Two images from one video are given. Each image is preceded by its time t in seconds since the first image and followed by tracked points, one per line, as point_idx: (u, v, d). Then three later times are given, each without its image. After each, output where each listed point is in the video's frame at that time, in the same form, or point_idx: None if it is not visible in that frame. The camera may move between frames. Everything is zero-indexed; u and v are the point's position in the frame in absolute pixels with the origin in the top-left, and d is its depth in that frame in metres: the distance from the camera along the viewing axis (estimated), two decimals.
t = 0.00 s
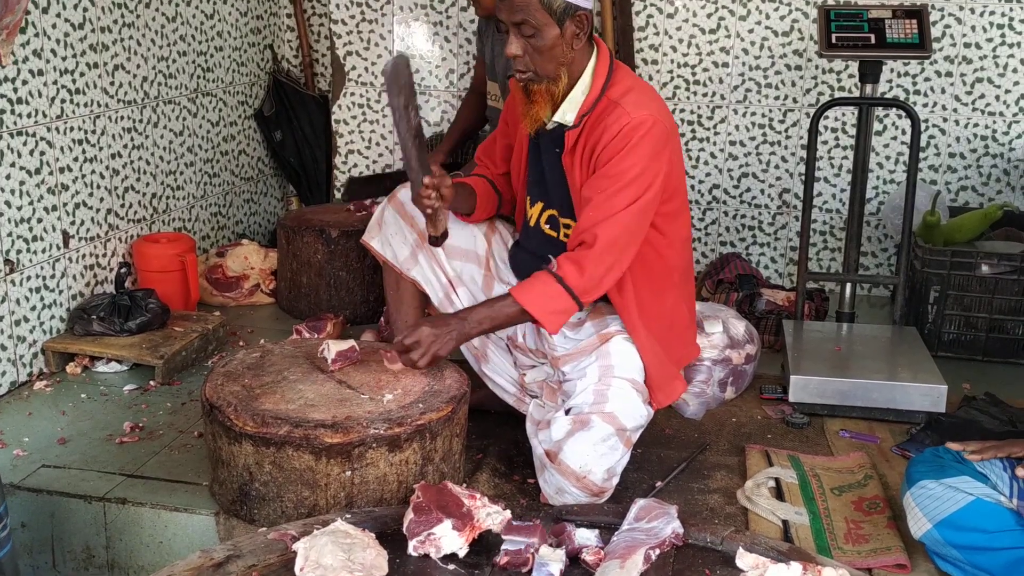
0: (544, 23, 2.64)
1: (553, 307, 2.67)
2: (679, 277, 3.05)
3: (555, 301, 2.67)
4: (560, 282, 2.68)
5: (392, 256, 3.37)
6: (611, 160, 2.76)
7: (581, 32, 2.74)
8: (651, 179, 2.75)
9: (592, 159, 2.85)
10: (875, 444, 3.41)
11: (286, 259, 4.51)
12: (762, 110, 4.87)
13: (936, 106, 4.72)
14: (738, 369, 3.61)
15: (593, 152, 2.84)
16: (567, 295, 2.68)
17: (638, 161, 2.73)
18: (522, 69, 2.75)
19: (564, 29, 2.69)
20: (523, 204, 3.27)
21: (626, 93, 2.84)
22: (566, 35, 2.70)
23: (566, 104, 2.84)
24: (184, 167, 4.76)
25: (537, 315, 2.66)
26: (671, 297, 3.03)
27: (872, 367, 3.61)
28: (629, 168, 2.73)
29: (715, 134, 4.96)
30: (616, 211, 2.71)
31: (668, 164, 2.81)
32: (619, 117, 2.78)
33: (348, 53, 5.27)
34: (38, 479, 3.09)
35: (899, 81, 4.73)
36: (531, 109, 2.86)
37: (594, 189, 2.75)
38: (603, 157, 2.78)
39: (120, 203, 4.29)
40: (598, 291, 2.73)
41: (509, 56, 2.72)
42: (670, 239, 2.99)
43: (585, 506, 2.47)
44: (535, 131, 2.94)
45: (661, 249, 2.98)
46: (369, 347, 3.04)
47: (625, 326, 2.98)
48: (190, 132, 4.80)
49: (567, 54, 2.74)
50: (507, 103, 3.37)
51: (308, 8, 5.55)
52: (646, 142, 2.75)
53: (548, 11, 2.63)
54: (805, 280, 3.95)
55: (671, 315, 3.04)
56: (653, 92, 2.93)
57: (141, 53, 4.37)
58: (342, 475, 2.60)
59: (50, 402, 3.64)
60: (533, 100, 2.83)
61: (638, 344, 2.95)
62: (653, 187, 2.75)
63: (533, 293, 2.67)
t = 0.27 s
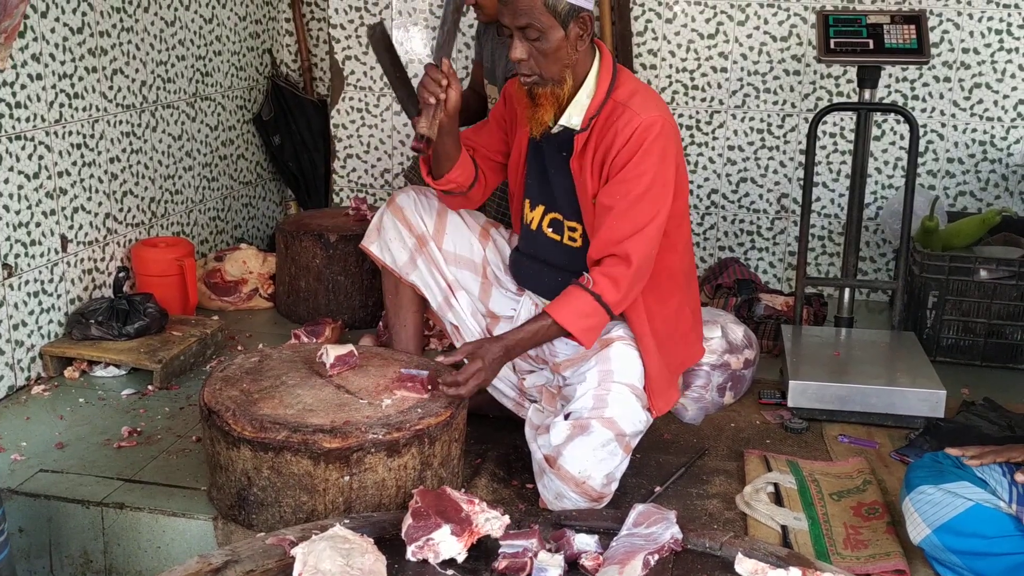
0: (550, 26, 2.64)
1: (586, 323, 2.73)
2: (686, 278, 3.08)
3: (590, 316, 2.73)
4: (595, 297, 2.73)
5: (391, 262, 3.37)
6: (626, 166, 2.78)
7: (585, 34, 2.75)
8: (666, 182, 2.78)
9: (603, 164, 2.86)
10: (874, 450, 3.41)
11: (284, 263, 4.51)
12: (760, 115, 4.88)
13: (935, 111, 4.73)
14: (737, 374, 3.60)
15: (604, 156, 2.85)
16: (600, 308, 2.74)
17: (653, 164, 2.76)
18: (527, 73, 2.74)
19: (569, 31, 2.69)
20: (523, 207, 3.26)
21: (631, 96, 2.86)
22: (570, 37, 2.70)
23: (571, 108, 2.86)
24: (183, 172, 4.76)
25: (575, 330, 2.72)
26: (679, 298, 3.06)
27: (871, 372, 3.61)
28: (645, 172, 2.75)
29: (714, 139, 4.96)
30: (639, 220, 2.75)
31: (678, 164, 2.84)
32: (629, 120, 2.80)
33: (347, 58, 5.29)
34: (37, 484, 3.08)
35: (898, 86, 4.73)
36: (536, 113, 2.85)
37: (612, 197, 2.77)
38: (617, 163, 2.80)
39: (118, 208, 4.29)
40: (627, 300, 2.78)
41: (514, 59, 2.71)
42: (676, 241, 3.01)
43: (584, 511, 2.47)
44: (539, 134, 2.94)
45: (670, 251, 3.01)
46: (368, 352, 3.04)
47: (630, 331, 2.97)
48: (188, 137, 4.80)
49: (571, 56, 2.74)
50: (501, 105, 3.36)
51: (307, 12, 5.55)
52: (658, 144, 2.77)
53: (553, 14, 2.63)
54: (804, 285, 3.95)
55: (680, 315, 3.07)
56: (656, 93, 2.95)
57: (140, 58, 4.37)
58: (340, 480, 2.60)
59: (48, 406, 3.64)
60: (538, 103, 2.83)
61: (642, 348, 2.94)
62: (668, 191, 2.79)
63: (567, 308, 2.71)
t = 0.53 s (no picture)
0: (553, 27, 2.63)
1: (593, 324, 2.75)
2: (689, 278, 3.09)
3: (595, 318, 2.75)
4: (604, 299, 2.75)
5: (391, 263, 3.36)
6: (631, 166, 2.79)
7: (587, 36, 2.75)
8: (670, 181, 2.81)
9: (608, 165, 2.86)
10: (874, 451, 3.40)
11: (284, 264, 4.50)
12: (760, 116, 4.87)
13: (935, 112, 4.72)
14: (737, 375, 3.63)
15: (609, 157, 2.86)
16: (607, 309, 2.76)
17: (657, 163, 2.78)
18: (529, 75, 2.74)
19: (572, 33, 2.68)
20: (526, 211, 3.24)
21: (633, 96, 2.88)
22: (573, 39, 2.70)
23: (573, 111, 2.85)
24: (183, 172, 4.76)
25: (584, 332, 2.74)
26: (681, 298, 3.06)
27: (872, 373, 3.61)
28: (650, 172, 2.77)
29: (714, 140, 4.96)
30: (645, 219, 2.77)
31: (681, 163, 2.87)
32: (633, 120, 2.81)
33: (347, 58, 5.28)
34: (36, 485, 3.07)
35: (898, 87, 4.73)
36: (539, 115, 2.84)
37: (618, 198, 2.78)
38: (622, 163, 2.81)
39: (118, 208, 4.28)
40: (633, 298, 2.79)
41: (517, 61, 2.71)
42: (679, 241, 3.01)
43: (584, 513, 2.46)
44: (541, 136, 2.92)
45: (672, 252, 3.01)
46: (368, 353, 3.03)
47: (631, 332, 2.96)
48: (188, 137, 4.80)
49: (574, 58, 2.74)
50: (505, 117, 3.31)
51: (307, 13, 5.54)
52: (662, 144, 2.79)
53: (556, 16, 2.63)
54: (804, 286, 3.94)
55: (682, 316, 3.07)
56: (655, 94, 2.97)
57: (140, 58, 4.37)
58: (340, 481, 2.59)
59: (47, 407, 3.63)
60: (540, 106, 2.82)
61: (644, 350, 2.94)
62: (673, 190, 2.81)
63: (575, 309, 2.73)
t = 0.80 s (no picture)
0: (547, 35, 2.64)
1: (548, 320, 2.70)
2: (682, 283, 3.06)
3: (548, 313, 2.69)
4: (557, 296, 2.70)
5: (391, 262, 3.37)
6: (612, 171, 2.77)
7: (582, 43, 2.74)
8: (650, 189, 2.77)
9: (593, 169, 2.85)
10: (875, 450, 3.40)
11: (284, 263, 4.50)
12: (761, 115, 4.87)
13: (935, 112, 4.72)
14: (738, 374, 3.59)
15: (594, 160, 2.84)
16: (565, 308, 2.71)
17: (639, 171, 2.75)
18: (523, 81, 2.74)
19: (566, 40, 2.68)
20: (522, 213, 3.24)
21: (625, 102, 2.84)
22: (568, 46, 2.70)
23: (565, 115, 2.83)
24: (183, 172, 4.75)
25: (539, 331, 2.69)
26: (673, 303, 3.04)
27: (872, 372, 3.61)
28: (629, 178, 2.74)
29: (714, 139, 4.95)
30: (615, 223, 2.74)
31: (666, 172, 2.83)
32: (620, 127, 2.78)
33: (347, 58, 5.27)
34: (35, 484, 3.07)
35: (898, 86, 4.72)
36: (531, 121, 2.84)
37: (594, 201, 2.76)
38: (604, 167, 2.79)
39: (118, 208, 4.28)
40: (596, 301, 2.76)
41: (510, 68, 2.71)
42: (669, 244, 3.00)
43: (584, 512, 2.46)
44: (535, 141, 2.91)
45: (661, 256, 3.00)
46: (368, 352, 3.03)
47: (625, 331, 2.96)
48: (188, 137, 4.80)
49: (568, 64, 2.73)
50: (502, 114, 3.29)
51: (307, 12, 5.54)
52: (646, 152, 2.76)
53: (551, 23, 2.63)
54: (804, 286, 3.94)
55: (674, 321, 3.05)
56: (652, 99, 2.92)
57: (140, 58, 4.36)
58: (340, 480, 2.59)
59: (47, 407, 3.63)
60: (534, 110, 2.81)
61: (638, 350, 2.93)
62: (652, 198, 2.78)
63: (532, 307, 2.68)
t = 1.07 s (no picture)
0: (550, 45, 2.61)
1: (583, 337, 2.71)
2: (683, 281, 3.05)
3: (587, 331, 2.71)
4: (593, 311, 2.72)
5: (391, 261, 3.37)
6: (610, 185, 2.74)
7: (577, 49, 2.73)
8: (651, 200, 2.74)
9: (587, 183, 2.82)
10: (875, 450, 3.40)
11: (284, 262, 4.49)
12: (761, 115, 4.87)
13: (936, 111, 4.72)
14: (738, 373, 3.59)
15: (589, 174, 2.81)
16: (599, 325, 2.72)
17: (637, 182, 2.72)
18: (525, 95, 2.68)
19: (566, 48, 2.67)
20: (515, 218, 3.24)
21: (611, 109, 2.81)
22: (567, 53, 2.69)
23: (554, 125, 2.83)
24: (182, 171, 4.75)
25: (576, 347, 2.70)
26: (675, 303, 3.03)
27: (872, 372, 3.60)
28: (628, 193, 2.72)
29: (714, 139, 4.95)
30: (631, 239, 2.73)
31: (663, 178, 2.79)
32: (610, 139, 2.75)
33: (347, 57, 5.27)
34: (35, 483, 3.07)
35: (899, 86, 4.72)
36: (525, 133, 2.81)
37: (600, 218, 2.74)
38: (601, 182, 2.76)
39: (118, 207, 4.28)
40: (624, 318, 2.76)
41: (514, 84, 2.65)
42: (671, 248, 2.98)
43: (584, 512, 2.45)
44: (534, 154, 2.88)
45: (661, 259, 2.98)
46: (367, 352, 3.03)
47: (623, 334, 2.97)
48: (188, 136, 4.79)
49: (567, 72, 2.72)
50: (488, 119, 3.26)
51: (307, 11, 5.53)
52: (639, 162, 2.73)
53: (554, 32, 2.60)
54: (805, 286, 3.94)
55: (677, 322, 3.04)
56: (637, 102, 2.89)
57: (139, 57, 4.36)
58: (340, 480, 2.59)
59: (47, 406, 3.62)
60: (533, 123, 2.80)
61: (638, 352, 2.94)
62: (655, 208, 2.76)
63: (567, 329, 2.69)
